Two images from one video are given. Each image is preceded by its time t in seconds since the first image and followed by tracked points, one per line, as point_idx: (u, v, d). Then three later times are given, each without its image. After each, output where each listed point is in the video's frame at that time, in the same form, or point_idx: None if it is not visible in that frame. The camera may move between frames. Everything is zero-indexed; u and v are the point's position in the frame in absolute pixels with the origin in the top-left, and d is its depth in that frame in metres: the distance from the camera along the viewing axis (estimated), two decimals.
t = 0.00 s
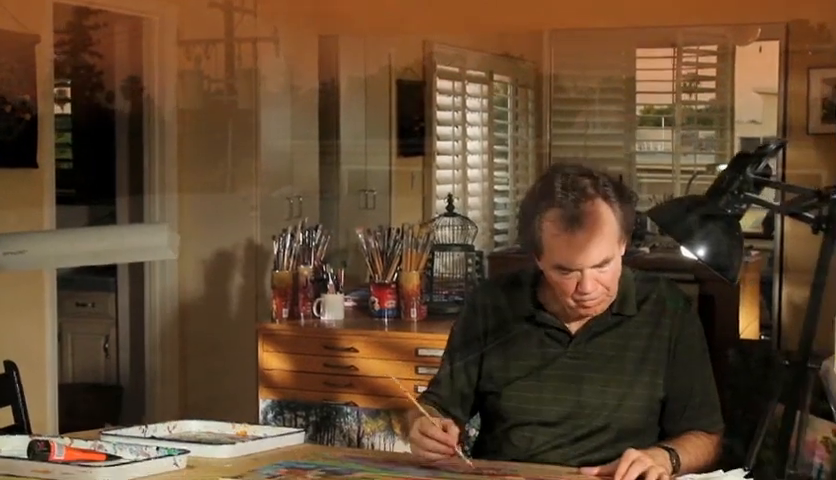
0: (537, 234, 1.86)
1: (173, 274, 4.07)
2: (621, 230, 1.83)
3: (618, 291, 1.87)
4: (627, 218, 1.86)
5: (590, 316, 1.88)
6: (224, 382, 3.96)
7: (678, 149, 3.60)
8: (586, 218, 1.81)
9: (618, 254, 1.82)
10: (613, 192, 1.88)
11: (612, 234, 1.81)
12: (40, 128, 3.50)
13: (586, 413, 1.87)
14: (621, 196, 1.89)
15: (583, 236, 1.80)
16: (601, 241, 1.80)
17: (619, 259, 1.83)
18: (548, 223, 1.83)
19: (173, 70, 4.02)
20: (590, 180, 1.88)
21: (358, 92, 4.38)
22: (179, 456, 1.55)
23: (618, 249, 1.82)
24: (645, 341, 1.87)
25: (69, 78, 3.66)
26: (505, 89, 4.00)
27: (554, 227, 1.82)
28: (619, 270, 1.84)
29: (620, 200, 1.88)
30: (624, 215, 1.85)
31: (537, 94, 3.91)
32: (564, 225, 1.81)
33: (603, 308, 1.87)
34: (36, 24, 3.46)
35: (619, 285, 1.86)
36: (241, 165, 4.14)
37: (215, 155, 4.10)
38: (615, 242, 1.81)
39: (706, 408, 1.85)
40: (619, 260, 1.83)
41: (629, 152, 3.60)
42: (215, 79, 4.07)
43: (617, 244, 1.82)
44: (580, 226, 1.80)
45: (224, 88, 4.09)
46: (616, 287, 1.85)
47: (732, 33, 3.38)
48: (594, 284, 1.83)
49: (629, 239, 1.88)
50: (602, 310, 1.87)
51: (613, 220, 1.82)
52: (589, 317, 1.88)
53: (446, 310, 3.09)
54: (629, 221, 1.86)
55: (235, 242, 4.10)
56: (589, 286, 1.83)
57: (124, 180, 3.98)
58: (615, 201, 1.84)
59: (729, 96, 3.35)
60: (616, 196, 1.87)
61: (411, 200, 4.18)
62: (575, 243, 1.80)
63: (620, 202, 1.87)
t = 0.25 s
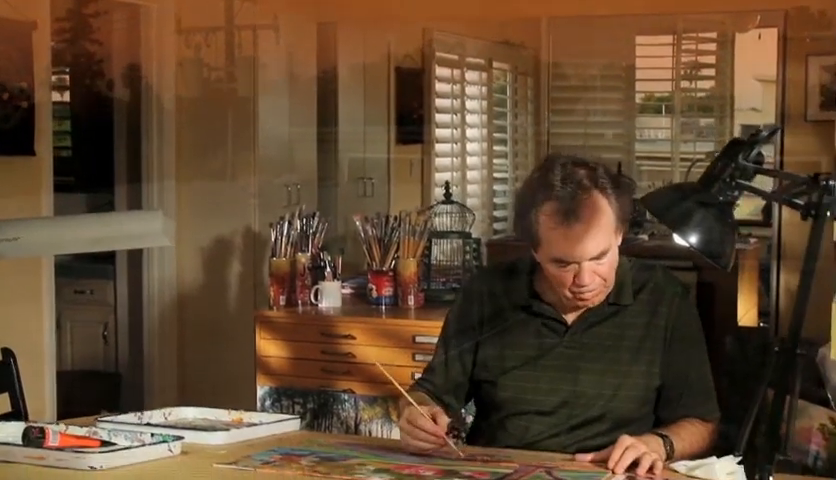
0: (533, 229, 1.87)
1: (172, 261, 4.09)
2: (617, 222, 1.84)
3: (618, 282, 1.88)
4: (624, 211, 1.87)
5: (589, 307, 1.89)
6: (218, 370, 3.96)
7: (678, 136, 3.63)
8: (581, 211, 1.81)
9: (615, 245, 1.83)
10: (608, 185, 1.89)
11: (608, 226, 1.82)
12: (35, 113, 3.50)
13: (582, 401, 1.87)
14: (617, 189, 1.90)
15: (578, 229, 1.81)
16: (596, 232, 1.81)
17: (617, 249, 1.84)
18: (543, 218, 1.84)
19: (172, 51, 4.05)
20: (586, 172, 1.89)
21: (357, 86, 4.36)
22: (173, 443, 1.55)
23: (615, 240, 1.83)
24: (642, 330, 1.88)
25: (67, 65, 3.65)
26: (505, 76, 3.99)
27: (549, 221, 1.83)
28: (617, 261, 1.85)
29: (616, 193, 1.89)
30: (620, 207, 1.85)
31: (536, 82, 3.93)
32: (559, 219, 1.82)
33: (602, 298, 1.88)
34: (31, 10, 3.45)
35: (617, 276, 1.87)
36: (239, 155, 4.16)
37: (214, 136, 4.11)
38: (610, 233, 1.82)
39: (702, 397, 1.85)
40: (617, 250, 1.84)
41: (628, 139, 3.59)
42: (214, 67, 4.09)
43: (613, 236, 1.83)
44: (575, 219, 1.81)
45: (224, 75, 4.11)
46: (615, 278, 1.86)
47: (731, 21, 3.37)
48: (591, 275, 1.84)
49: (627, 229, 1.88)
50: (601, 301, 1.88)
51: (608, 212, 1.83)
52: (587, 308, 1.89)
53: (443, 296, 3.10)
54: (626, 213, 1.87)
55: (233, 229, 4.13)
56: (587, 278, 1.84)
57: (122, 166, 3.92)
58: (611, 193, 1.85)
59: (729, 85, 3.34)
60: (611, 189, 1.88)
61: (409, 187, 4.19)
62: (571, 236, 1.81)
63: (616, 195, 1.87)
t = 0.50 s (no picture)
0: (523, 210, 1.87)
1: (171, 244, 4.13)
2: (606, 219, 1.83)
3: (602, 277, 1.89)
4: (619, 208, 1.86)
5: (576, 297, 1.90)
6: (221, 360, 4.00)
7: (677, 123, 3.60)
8: (569, 201, 1.81)
9: (599, 243, 1.83)
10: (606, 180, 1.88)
11: (594, 222, 1.81)
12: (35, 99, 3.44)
13: (576, 388, 1.87)
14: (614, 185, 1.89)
15: (565, 221, 1.80)
16: (582, 227, 1.80)
17: (601, 248, 1.84)
18: (532, 201, 1.83)
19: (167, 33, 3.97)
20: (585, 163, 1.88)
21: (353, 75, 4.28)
22: (168, 429, 1.56)
23: (600, 239, 1.83)
24: (635, 317, 1.89)
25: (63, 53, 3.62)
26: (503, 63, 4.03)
27: (537, 206, 1.82)
28: (600, 258, 1.85)
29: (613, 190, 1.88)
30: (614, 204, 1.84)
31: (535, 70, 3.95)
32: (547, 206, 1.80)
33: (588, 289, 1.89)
34: None
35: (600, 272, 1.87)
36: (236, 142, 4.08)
37: (211, 121, 4.06)
38: (594, 231, 1.81)
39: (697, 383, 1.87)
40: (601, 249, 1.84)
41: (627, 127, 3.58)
42: (215, 54, 4.03)
43: (599, 232, 1.82)
44: (564, 209, 1.80)
45: (223, 63, 4.03)
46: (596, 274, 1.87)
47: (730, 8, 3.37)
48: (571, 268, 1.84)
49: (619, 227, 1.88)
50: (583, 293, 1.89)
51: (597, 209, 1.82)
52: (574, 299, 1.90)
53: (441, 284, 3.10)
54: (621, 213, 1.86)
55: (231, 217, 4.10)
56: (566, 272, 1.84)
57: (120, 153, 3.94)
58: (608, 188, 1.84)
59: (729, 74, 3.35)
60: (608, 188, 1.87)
61: (408, 175, 4.11)
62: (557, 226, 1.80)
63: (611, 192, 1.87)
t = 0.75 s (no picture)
0: (513, 196, 1.85)
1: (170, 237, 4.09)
2: (594, 213, 1.82)
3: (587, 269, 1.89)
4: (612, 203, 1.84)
5: (564, 286, 1.90)
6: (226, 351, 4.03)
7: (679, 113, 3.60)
8: (558, 192, 1.79)
9: (584, 237, 1.82)
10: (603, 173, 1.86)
11: (580, 217, 1.80)
12: (33, 86, 3.41)
13: (569, 377, 1.89)
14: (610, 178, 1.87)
15: (551, 212, 1.79)
16: (569, 220, 1.79)
17: (585, 242, 1.83)
18: (522, 187, 1.82)
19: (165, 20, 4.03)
20: (585, 152, 1.86)
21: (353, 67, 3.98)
22: (161, 418, 1.56)
23: (584, 233, 1.82)
24: (629, 306, 1.90)
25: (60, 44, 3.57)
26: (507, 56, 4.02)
27: (526, 194, 1.80)
28: (584, 252, 1.84)
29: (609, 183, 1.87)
30: (605, 199, 1.83)
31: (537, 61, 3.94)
32: (535, 195, 1.79)
33: (574, 279, 1.90)
34: None
35: (585, 265, 1.87)
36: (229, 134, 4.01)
37: (209, 107, 4.03)
38: (580, 225, 1.80)
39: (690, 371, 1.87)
40: (585, 243, 1.83)
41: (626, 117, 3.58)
42: (215, 44, 4.02)
43: (586, 226, 1.82)
44: (552, 199, 1.79)
45: (225, 53, 4.01)
46: (579, 268, 1.86)
47: None
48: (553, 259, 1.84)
49: (610, 221, 1.86)
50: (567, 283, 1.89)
51: (586, 202, 1.80)
52: (561, 287, 1.91)
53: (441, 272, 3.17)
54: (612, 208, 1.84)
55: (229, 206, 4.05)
56: (547, 262, 1.84)
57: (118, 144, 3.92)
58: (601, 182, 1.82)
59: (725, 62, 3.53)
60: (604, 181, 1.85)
61: (407, 164, 3.94)
62: (543, 217, 1.78)
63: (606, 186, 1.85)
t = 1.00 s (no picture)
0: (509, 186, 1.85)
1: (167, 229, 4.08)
2: (589, 205, 1.82)
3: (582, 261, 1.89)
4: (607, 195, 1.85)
5: (559, 278, 1.91)
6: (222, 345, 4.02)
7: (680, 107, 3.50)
8: (552, 183, 1.79)
9: (578, 229, 1.83)
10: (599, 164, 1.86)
11: (574, 208, 1.80)
12: (30, 76, 3.40)
13: (565, 368, 1.89)
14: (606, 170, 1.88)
15: (546, 203, 1.79)
16: (563, 212, 1.80)
17: (580, 234, 1.84)
18: (517, 178, 1.82)
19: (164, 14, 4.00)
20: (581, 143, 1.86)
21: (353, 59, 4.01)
22: (156, 410, 1.57)
23: (579, 225, 1.82)
24: (624, 298, 1.90)
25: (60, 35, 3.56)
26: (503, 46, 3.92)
27: (521, 185, 1.81)
28: (578, 243, 1.85)
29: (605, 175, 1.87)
30: (600, 190, 1.83)
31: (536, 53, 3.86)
32: (530, 186, 1.79)
33: (570, 271, 1.90)
34: None
35: (579, 257, 1.87)
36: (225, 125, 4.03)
37: (206, 101, 4.04)
38: (574, 217, 1.81)
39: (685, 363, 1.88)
40: (579, 235, 1.83)
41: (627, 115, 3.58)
42: (214, 37, 4.00)
43: (580, 218, 1.82)
44: (546, 191, 1.79)
45: (224, 45, 4.00)
46: (574, 260, 1.86)
47: None
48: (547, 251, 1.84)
49: (605, 213, 1.87)
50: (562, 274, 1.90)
51: (581, 193, 1.81)
52: (556, 279, 1.91)
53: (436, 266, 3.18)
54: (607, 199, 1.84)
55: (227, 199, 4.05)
56: (541, 253, 1.84)
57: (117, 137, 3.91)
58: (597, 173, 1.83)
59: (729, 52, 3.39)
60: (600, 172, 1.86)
61: (407, 156, 3.93)
62: (537, 208, 1.79)
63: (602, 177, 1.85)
